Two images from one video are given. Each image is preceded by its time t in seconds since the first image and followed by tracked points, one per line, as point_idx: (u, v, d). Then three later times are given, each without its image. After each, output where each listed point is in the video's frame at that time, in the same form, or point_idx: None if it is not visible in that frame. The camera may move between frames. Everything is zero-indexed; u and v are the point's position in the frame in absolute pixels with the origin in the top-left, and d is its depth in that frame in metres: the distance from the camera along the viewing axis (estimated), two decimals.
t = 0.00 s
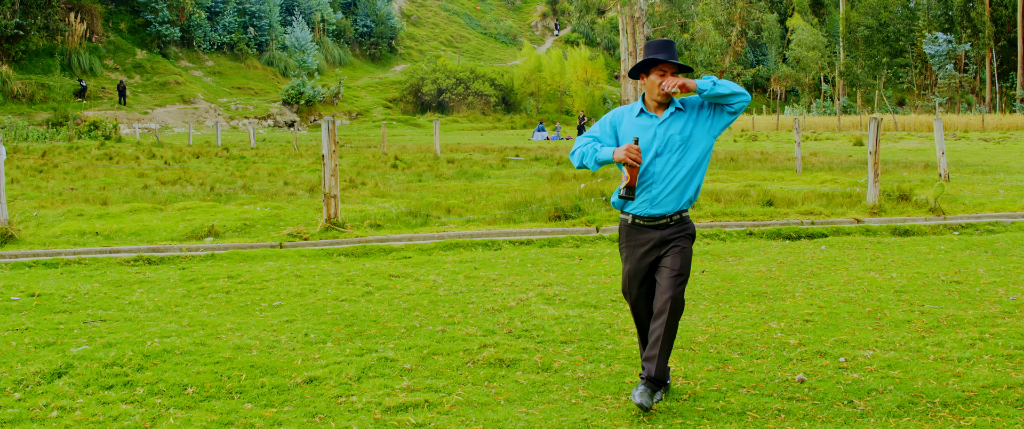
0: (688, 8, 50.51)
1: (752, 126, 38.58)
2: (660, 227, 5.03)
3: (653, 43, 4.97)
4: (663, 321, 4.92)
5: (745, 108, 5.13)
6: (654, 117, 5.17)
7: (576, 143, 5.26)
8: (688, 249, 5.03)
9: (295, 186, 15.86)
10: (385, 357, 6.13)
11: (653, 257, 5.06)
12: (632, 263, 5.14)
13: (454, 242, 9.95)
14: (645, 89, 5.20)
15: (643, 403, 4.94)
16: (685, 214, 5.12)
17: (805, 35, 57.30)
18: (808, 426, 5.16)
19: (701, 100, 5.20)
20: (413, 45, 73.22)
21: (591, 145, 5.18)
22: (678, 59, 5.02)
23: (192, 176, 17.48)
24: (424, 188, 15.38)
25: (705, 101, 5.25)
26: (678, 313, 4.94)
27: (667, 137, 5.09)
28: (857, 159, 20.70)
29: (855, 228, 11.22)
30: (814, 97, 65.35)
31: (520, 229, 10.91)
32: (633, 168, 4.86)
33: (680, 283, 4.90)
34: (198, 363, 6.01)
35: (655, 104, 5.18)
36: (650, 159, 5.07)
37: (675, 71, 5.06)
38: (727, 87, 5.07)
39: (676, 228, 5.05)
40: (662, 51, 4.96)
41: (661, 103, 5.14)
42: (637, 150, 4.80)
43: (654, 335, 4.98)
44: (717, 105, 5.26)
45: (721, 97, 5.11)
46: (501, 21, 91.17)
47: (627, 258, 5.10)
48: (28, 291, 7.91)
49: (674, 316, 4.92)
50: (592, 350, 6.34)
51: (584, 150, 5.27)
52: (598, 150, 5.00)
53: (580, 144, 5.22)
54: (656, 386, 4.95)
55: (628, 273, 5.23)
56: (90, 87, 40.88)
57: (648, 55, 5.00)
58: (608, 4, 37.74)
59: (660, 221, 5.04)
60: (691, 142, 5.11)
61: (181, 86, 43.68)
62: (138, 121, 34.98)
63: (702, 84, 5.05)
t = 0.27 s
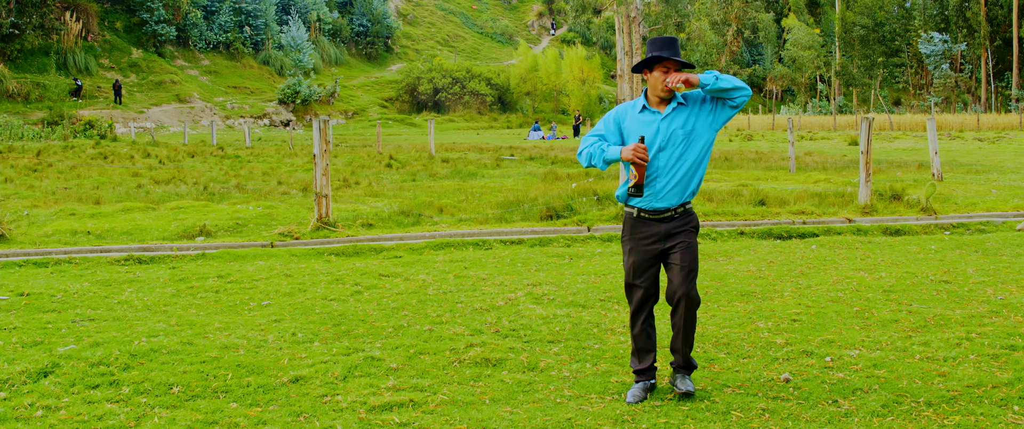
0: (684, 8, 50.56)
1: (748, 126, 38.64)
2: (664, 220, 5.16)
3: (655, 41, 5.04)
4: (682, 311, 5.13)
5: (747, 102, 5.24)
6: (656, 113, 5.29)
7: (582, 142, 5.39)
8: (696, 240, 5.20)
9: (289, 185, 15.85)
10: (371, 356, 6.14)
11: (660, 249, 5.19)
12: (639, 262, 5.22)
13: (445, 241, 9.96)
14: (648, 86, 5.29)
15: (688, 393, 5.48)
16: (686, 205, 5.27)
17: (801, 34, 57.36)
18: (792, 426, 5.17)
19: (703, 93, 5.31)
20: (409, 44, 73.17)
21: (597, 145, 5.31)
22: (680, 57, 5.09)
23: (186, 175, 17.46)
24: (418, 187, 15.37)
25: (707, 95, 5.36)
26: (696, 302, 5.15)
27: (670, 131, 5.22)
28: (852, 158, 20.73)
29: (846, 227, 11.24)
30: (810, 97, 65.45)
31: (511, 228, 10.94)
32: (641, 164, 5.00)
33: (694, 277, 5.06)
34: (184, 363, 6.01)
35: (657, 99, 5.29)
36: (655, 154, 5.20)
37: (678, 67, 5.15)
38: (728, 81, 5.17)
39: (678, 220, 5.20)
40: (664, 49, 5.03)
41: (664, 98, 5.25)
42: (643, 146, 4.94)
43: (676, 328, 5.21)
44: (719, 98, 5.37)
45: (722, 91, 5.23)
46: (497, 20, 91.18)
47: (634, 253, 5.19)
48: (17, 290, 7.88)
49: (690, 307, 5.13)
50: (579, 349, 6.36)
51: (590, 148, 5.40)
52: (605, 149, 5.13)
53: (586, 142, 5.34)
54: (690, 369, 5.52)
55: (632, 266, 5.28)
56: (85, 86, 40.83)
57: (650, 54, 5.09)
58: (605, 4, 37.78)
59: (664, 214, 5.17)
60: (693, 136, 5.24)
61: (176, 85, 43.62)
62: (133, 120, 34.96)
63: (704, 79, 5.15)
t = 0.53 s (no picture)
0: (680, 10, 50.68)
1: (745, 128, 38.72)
2: (666, 221, 5.29)
3: (674, 57, 5.06)
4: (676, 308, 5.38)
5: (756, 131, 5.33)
6: (667, 125, 5.38)
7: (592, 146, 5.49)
8: (691, 243, 5.39)
9: (283, 188, 15.87)
10: (357, 357, 6.16)
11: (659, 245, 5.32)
12: (638, 254, 5.31)
13: (436, 243, 9.99)
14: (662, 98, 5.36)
15: (682, 395, 5.58)
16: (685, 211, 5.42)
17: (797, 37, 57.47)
18: (774, 426, 5.19)
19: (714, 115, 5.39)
20: (406, 46, 73.26)
21: (607, 150, 5.41)
22: (695, 77, 5.13)
23: (180, 177, 17.46)
24: (411, 189, 15.41)
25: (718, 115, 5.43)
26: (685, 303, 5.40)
27: (679, 147, 5.32)
28: (845, 160, 20.79)
29: (837, 229, 11.27)
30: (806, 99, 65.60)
31: (503, 230, 10.99)
32: (648, 171, 5.14)
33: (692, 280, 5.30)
34: (171, 364, 6.03)
35: (669, 112, 5.36)
36: (663, 165, 5.30)
37: (694, 86, 5.21)
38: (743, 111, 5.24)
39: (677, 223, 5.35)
40: (682, 67, 5.06)
41: (676, 113, 5.33)
42: (651, 154, 5.08)
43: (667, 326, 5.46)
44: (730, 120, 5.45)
45: (734, 120, 5.32)
46: (494, 23, 91.33)
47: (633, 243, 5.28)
48: (6, 292, 7.87)
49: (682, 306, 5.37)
50: (565, 350, 6.39)
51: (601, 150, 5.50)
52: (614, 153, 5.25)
53: (598, 145, 5.45)
54: (683, 373, 5.63)
55: (628, 254, 5.34)
56: (81, 89, 40.83)
57: (668, 70, 5.12)
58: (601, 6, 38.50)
59: (666, 216, 5.30)
60: (702, 154, 5.35)
61: (173, 88, 43.65)
62: (129, 123, 35.00)
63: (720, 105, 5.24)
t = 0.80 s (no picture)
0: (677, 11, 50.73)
1: (741, 128, 38.72)
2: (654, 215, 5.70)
3: (704, 88, 5.18)
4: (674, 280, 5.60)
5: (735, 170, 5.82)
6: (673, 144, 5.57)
7: (604, 144, 5.46)
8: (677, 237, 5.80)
9: (276, 188, 15.93)
10: (341, 356, 6.20)
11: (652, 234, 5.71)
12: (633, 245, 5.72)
13: (425, 244, 10.04)
14: (678, 117, 5.47)
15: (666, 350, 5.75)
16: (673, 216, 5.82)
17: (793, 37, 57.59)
18: (751, 424, 5.24)
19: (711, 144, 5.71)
20: (403, 47, 73.35)
21: (618, 153, 5.43)
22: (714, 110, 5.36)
23: (174, 178, 17.53)
24: (404, 190, 15.46)
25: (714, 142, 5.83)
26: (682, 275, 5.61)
27: (679, 167, 5.60)
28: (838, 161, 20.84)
29: (826, 229, 11.32)
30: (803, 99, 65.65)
31: (493, 230, 11.04)
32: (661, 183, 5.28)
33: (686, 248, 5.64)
34: (155, 363, 6.06)
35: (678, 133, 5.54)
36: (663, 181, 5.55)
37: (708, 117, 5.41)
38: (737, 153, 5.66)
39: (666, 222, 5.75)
40: (709, 99, 5.23)
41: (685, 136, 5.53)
42: (668, 165, 5.15)
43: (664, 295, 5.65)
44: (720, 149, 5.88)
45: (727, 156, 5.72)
46: (491, 23, 91.42)
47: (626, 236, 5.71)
48: None
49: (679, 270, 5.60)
50: (548, 349, 6.44)
51: (608, 150, 5.49)
52: (630, 159, 5.28)
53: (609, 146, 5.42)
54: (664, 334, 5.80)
55: (624, 247, 5.73)
56: (77, 89, 40.89)
57: (693, 99, 5.28)
58: (598, 8, 38.62)
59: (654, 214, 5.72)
60: (694, 176, 5.69)
61: (169, 89, 43.70)
62: (126, 124, 35.07)
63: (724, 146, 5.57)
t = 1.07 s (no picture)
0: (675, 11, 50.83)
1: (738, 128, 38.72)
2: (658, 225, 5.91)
3: (726, 126, 5.40)
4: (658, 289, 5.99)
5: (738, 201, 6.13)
6: (690, 170, 5.80)
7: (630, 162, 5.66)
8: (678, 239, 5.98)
9: (271, 188, 15.98)
10: (326, 354, 6.25)
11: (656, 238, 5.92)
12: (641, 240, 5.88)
13: (416, 243, 10.09)
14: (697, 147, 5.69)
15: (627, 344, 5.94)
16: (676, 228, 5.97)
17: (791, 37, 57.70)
18: (731, 421, 5.27)
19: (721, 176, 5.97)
20: (401, 47, 73.43)
21: (643, 172, 5.64)
22: (731, 148, 5.59)
23: (170, 178, 17.59)
24: (398, 189, 15.51)
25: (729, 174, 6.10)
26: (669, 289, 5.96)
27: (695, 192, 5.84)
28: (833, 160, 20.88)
29: (817, 228, 11.36)
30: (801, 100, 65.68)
31: (484, 229, 11.09)
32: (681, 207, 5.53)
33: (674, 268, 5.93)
34: (142, 361, 6.11)
35: (696, 161, 5.77)
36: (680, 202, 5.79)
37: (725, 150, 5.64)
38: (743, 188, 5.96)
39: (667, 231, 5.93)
40: (727, 139, 5.43)
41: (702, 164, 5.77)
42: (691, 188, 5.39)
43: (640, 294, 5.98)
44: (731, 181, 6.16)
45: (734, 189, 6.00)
46: (489, 24, 91.51)
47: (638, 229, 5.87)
48: None
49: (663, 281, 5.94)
50: (533, 347, 6.48)
51: (634, 167, 5.71)
52: (656, 179, 5.51)
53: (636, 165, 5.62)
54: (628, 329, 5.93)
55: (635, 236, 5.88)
56: (75, 89, 40.96)
57: (711, 136, 5.47)
58: (596, 8, 38.71)
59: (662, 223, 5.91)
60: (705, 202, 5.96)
61: (167, 89, 43.78)
62: (123, 124, 35.13)
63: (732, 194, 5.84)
